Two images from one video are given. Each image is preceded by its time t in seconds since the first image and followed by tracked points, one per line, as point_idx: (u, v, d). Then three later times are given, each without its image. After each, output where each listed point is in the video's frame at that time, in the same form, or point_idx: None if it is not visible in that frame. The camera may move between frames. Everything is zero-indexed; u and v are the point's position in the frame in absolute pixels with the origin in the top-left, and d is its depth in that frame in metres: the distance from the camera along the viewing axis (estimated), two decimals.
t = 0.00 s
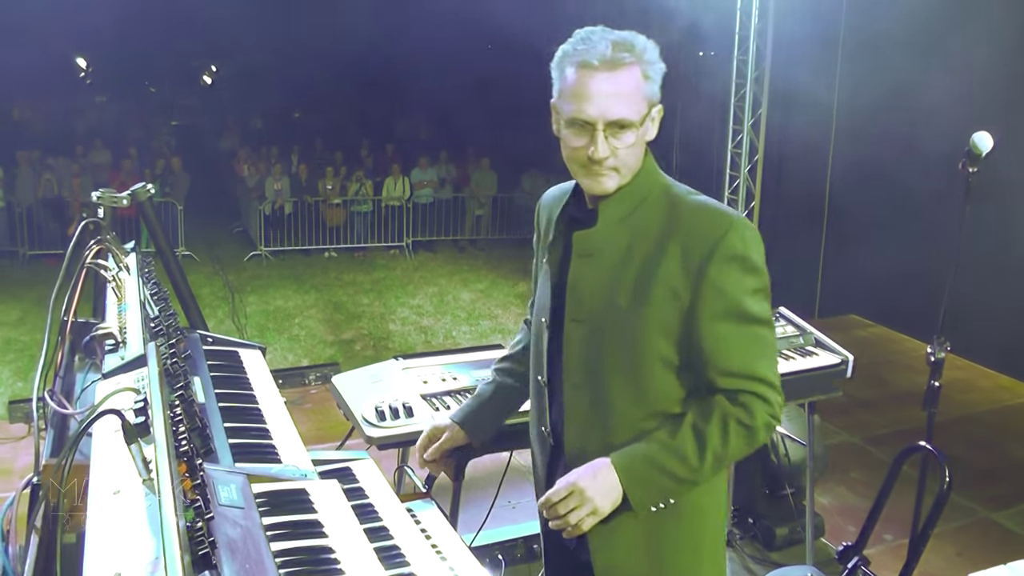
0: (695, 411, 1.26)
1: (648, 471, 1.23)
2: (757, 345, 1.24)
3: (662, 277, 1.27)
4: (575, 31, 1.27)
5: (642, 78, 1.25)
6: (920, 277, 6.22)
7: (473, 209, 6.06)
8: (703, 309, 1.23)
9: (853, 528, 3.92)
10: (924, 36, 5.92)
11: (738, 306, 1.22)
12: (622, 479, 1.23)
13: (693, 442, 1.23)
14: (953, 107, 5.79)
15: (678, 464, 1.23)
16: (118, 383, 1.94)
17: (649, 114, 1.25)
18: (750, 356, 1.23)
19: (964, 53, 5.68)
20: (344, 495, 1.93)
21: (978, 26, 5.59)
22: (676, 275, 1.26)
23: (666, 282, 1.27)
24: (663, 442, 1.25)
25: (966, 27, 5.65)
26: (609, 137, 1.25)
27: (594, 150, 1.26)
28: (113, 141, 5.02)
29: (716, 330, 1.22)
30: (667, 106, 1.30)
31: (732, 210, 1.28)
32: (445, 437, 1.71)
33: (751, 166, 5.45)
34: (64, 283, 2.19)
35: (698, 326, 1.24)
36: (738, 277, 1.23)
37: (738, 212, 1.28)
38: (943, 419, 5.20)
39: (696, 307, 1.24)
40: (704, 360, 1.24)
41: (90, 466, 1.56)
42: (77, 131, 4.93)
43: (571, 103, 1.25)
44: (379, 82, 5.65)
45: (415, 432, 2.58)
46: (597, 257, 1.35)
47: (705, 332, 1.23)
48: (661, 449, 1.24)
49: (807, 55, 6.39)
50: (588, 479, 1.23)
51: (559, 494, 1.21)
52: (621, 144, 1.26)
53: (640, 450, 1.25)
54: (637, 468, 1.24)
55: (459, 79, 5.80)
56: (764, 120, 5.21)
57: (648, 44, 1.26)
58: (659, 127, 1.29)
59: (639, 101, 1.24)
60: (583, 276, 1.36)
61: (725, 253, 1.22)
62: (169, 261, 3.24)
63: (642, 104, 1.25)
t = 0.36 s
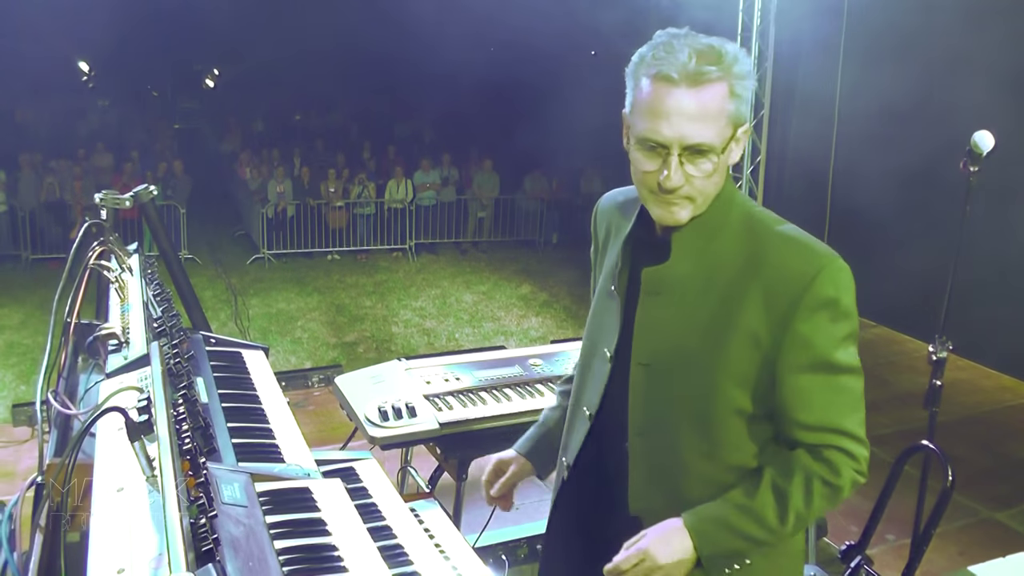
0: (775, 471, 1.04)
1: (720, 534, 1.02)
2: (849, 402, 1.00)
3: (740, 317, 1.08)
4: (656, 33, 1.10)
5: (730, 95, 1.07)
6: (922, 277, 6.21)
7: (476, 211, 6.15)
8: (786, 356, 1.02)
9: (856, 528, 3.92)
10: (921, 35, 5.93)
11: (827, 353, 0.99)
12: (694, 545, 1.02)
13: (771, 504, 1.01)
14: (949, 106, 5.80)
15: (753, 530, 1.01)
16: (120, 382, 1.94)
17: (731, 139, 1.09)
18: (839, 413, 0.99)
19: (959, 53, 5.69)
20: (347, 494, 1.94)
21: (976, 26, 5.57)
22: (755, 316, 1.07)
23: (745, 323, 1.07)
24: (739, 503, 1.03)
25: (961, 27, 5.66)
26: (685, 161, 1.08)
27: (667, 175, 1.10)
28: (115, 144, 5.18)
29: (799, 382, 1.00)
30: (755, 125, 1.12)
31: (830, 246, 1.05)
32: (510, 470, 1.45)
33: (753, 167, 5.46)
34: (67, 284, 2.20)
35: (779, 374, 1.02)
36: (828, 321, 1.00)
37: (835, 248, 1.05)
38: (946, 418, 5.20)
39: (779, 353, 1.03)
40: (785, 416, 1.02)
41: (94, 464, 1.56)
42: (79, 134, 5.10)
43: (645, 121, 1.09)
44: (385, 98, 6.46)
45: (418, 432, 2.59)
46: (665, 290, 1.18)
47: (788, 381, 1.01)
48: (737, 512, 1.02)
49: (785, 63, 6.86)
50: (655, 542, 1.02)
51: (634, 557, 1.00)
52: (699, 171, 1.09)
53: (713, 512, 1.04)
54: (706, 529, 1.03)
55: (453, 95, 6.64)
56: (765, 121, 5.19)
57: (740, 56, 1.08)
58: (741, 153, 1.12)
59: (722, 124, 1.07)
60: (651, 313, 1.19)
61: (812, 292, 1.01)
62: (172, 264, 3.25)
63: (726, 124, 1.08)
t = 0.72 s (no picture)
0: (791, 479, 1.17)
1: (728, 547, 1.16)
2: (867, 417, 1.11)
3: (756, 334, 1.20)
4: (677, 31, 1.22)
5: (753, 94, 1.19)
6: (920, 271, 6.21)
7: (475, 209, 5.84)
8: (806, 374, 1.13)
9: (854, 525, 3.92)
10: (919, 33, 5.93)
11: (843, 373, 1.10)
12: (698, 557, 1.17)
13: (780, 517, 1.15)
14: (948, 102, 5.80)
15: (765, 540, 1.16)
16: (114, 377, 1.93)
17: (753, 136, 1.20)
18: (856, 429, 1.10)
19: (959, 48, 5.67)
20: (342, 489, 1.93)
21: (977, 20, 5.55)
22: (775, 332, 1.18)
23: (763, 339, 1.19)
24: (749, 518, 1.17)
25: (960, 24, 5.66)
26: (705, 160, 1.21)
27: (687, 174, 1.22)
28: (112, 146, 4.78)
29: (816, 398, 1.12)
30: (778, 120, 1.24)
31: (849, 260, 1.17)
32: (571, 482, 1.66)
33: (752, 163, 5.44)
34: (60, 280, 2.19)
35: (800, 390, 1.14)
36: (846, 338, 1.11)
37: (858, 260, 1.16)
38: (944, 413, 5.20)
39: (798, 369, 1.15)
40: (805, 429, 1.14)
41: (86, 459, 1.55)
42: (76, 135, 4.70)
43: (668, 119, 1.21)
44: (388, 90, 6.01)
45: (415, 428, 2.58)
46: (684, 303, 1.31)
47: (807, 398, 1.13)
48: (745, 526, 1.16)
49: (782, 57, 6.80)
50: (660, 553, 1.17)
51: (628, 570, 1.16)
52: (721, 165, 1.21)
53: (725, 525, 1.17)
54: (715, 544, 1.17)
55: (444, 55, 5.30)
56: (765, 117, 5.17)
57: (763, 52, 1.19)
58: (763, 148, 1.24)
59: (743, 121, 1.19)
60: (676, 326, 1.32)
61: (832, 313, 1.12)
62: (167, 261, 3.24)
63: (748, 121, 1.20)
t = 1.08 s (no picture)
0: (790, 478, 1.19)
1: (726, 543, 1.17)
2: (869, 419, 1.13)
3: (757, 336, 1.23)
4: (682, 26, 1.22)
5: (760, 91, 1.19)
6: (918, 268, 6.21)
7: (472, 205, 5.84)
8: (809, 373, 1.16)
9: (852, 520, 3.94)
10: (918, 29, 5.92)
11: (844, 375, 1.12)
12: (695, 553, 1.17)
13: (777, 515, 1.17)
14: (946, 98, 5.80)
15: (762, 537, 1.17)
16: (110, 373, 1.93)
17: (759, 133, 1.20)
18: (856, 431, 1.13)
19: (957, 41, 5.68)
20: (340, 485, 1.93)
21: (974, 14, 5.56)
22: (778, 332, 1.21)
23: (766, 340, 1.22)
24: (745, 516, 1.18)
25: (957, 20, 5.66)
26: (708, 157, 1.21)
27: (690, 171, 1.22)
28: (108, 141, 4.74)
29: (819, 398, 1.15)
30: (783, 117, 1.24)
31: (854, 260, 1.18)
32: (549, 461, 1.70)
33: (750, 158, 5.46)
34: (57, 276, 2.19)
35: (804, 390, 1.17)
36: (849, 340, 1.13)
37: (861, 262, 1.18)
38: (942, 408, 5.20)
39: (802, 368, 1.18)
40: (807, 429, 1.17)
41: (82, 456, 1.55)
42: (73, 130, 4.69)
43: (671, 115, 1.21)
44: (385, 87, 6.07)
45: (412, 423, 2.58)
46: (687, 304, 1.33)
47: (811, 399, 1.15)
48: (741, 524, 1.18)
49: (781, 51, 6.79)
50: (654, 548, 1.18)
51: (625, 562, 1.15)
52: (727, 163, 1.21)
53: (722, 522, 1.18)
54: (711, 541, 1.17)
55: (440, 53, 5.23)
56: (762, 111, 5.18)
57: (769, 49, 1.20)
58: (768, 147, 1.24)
59: (749, 118, 1.19)
60: (679, 324, 1.34)
61: (835, 315, 1.14)
62: (164, 257, 3.24)
63: (754, 118, 1.19)
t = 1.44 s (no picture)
0: (772, 457, 1.16)
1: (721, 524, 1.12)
2: (847, 392, 1.14)
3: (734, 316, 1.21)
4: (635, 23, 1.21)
5: (689, 85, 1.14)
6: (914, 264, 6.23)
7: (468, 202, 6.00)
8: (788, 348, 1.16)
9: (850, 515, 3.95)
10: (915, 26, 5.92)
11: (823, 346, 1.14)
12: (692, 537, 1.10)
13: (766, 493, 1.13)
14: (943, 94, 5.80)
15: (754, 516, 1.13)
16: (109, 370, 1.93)
17: (689, 127, 1.16)
18: (836, 402, 1.13)
19: (952, 39, 5.70)
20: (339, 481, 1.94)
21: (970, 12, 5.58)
22: (756, 309, 1.19)
23: (740, 319, 1.21)
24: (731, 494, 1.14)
25: (953, 17, 5.68)
26: (635, 148, 1.17)
27: (619, 161, 1.19)
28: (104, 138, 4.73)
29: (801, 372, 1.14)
30: (729, 115, 1.18)
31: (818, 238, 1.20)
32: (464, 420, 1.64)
33: (746, 155, 5.51)
34: (55, 274, 2.19)
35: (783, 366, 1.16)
36: (826, 314, 1.15)
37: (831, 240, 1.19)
38: (939, 403, 5.22)
39: (782, 345, 1.17)
40: (789, 405, 1.16)
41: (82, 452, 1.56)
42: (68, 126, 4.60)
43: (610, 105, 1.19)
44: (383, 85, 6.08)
45: (412, 420, 2.59)
46: (662, 288, 1.30)
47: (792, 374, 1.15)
48: (732, 502, 1.13)
49: (778, 48, 6.80)
50: (652, 534, 1.09)
51: (625, 552, 1.06)
52: (655, 156, 1.17)
53: (710, 504, 1.13)
54: (706, 522, 1.11)
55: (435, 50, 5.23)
56: (756, 108, 5.21)
57: (704, 44, 1.16)
58: (711, 143, 1.18)
59: (678, 111, 1.15)
60: (648, 309, 1.31)
61: (812, 288, 1.15)
62: (162, 255, 3.24)
63: (682, 111, 1.15)
